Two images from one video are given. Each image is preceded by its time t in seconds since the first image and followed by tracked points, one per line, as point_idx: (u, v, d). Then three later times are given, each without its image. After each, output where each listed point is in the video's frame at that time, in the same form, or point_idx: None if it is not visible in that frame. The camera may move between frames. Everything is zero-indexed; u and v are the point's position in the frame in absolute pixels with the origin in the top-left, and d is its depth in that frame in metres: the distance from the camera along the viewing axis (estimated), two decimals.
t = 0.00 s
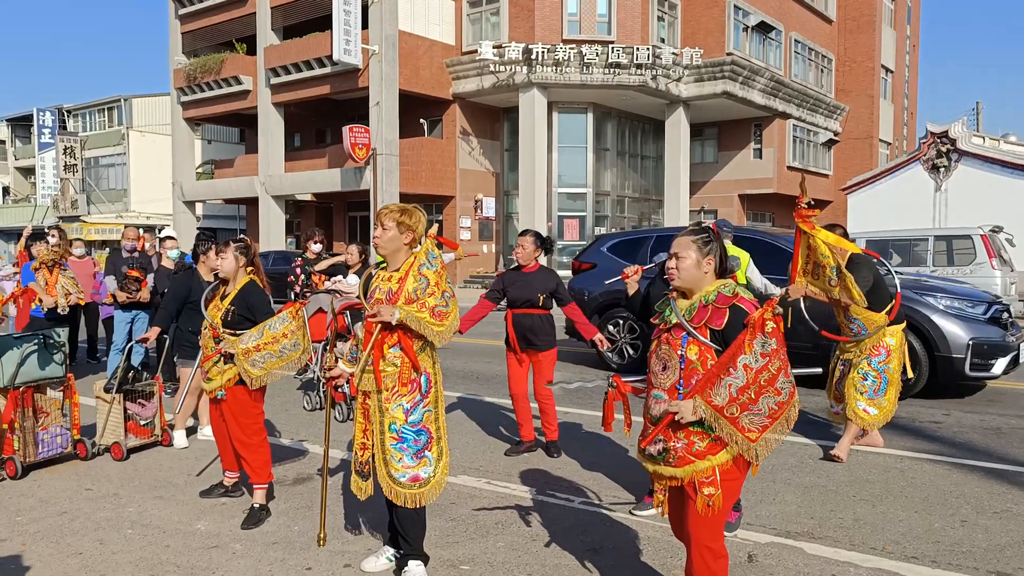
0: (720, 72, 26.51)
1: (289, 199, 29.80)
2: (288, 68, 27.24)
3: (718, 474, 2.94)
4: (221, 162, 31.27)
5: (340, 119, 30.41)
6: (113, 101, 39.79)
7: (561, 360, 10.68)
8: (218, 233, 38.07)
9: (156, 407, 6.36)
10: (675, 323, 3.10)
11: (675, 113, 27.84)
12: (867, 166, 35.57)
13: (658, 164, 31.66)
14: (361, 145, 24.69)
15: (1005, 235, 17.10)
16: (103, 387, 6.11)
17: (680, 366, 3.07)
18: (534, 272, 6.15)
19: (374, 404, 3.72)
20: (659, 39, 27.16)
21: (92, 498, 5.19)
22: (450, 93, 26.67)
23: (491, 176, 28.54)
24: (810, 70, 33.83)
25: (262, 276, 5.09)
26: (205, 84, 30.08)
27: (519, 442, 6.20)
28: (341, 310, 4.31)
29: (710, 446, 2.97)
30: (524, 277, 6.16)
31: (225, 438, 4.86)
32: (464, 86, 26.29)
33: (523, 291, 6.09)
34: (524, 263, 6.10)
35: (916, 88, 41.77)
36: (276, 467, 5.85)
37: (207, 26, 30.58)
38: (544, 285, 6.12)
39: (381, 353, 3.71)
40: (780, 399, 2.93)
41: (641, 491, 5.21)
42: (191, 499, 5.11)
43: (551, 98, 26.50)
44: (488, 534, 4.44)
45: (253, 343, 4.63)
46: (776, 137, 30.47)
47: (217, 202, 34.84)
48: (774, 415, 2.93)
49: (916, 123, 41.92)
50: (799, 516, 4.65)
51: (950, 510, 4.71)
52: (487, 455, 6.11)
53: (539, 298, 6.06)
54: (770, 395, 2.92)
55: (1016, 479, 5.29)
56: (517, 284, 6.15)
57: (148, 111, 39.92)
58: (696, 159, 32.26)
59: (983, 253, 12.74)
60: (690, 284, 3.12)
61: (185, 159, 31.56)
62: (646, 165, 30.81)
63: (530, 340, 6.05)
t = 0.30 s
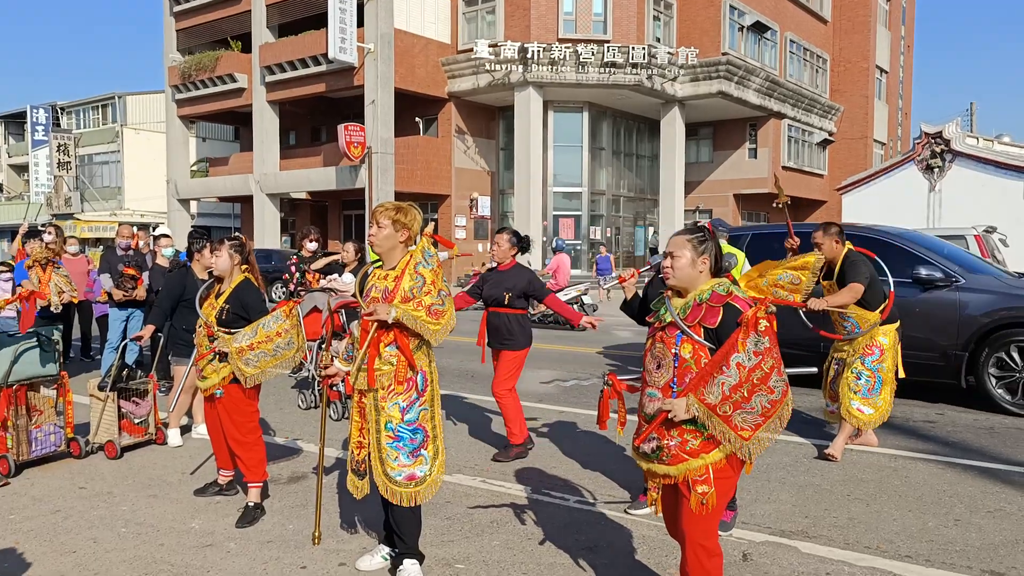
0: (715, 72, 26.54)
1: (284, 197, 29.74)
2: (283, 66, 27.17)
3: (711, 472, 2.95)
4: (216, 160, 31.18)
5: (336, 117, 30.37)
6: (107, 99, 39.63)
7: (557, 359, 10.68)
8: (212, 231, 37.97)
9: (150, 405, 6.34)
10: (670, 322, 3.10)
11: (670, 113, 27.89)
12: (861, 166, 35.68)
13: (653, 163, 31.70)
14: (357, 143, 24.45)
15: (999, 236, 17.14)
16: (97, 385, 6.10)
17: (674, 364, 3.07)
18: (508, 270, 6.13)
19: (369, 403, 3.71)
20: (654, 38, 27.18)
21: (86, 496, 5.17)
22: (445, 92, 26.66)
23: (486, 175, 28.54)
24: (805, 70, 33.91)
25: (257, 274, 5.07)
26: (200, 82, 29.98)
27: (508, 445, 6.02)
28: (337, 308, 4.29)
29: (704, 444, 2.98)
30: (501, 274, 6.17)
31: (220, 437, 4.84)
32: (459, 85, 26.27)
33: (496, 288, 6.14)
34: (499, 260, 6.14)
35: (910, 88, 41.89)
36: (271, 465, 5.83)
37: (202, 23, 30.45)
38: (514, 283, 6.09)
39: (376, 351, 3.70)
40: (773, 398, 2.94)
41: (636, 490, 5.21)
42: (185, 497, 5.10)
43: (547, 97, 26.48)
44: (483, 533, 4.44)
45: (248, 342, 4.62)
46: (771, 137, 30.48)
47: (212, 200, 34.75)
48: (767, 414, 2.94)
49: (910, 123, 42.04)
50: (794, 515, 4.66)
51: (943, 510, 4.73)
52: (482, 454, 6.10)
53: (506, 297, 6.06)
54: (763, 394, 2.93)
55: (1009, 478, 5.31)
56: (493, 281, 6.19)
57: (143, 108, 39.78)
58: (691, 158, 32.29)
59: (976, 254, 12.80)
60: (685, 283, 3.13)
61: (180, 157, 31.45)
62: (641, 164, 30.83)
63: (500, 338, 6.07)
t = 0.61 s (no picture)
0: (715, 70, 26.50)
1: (284, 196, 29.74)
2: (283, 66, 27.15)
3: (710, 470, 2.95)
4: (216, 159, 31.18)
5: (335, 117, 30.37)
6: (106, 98, 39.60)
7: (557, 358, 10.69)
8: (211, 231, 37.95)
9: (150, 404, 6.35)
10: (670, 319, 3.10)
11: (670, 112, 27.90)
12: (861, 165, 35.70)
13: (653, 163, 31.69)
14: (356, 142, 24.50)
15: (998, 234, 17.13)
16: (97, 384, 6.12)
17: (674, 362, 3.07)
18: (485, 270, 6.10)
19: (370, 402, 3.71)
20: (654, 37, 27.18)
21: (86, 495, 5.17)
22: (445, 91, 26.66)
23: (486, 174, 28.53)
24: (805, 69, 33.91)
25: (256, 273, 5.07)
26: (200, 81, 29.96)
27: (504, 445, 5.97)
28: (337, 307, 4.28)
29: (703, 442, 2.98)
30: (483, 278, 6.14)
31: (220, 435, 4.84)
32: (459, 84, 26.27)
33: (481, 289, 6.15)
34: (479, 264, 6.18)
35: (910, 88, 41.89)
36: (271, 464, 5.83)
37: (202, 23, 30.43)
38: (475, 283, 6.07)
39: (377, 351, 3.70)
40: (773, 395, 2.94)
41: (637, 489, 5.21)
42: (186, 497, 5.10)
43: (547, 96, 26.46)
44: (483, 532, 4.44)
45: (248, 342, 4.63)
46: (771, 136, 30.47)
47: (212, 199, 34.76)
48: (766, 410, 2.93)
49: (910, 122, 42.05)
50: (794, 514, 4.66)
51: (944, 508, 4.73)
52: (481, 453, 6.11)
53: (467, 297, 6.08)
54: (762, 391, 2.93)
55: (1009, 476, 5.31)
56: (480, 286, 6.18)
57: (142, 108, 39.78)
58: (691, 158, 32.28)
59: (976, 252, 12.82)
60: (685, 282, 3.13)
61: (179, 157, 31.42)
62: (641, 163, 30.83)
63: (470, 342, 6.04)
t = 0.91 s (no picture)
0: (711, 68, 26.50)
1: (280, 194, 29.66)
2: (279, 63, 27.10)
3: (705, 467, 2.95)
4: (211, 156, 31.11)
5: (332, 114, 30.33)
6: (101, 95, 39.46)
7: (553, 355, 10.69)
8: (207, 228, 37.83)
9: (146, 402, 6.33)
10: (665, 316, 3.11)
11: (666, 109, 27.90)
12: (857, 163, 35.78)
13: (649, 160, 31.69)
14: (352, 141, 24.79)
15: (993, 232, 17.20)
16: (93, 382, 6.10)
17: (669, 359, 3.07)
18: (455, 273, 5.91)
19: (366, 400, 3.71)
20: (651, 35, 27.16)
21: (82, 493, 5.16)
22: (441, 89, 26.62)
23: (482, 172, 28.50)
24: (801, 67, 33.95)
25: (252, 270, 5.06)
26: (195, 78, 29.87)
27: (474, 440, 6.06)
28: (333, 304, 4.27)
29: (698, 439, 2.98)
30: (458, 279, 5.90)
31: (216, 433, 4.83)
32: (455, 82, 26.24)
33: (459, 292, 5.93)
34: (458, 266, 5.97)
35: (906, 86, 41.97)
36: (268, 462, 5.83)
37: (197, 19, 30.34)
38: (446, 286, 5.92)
39: (373, 349, 3.70)
40: (768, 391, 2.94)
41: (633, 486, 5.23)
42: (182, 494, 5.09)
43: (543, 93, 26.46)
44: (479, 529, 4.44)
45: (243, 339, 4.62)
46: (767, 134, 30.53)
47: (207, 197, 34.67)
48: (761, 408, 2.94)
49: (905, 120, 42.14)
50: (790, 511, 4.67)
51: (939, 505, 4.75)
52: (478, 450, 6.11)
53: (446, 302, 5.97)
54: (757, 388, 2.93)
55: (1003, 474, 5.34)
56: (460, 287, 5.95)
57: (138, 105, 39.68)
58: (687, 156, 32.30)
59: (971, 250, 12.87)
60: (681, 279, 3.13)
61: (175, 154, 31.33)
62: (637, 161, 30.83)
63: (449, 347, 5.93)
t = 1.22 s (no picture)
0: (702, 65, 26.54)
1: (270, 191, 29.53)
2: (269, 59, 26.98)
3: (696, 463, 2.96)
4: (201, 153, 30.95)
5: (322, 111, 30.21)
6: (90, 91, 39.22)
7: (544, 352, 10.70)
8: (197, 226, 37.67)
9: (135, 400, 6.29)
10: (657, 312, 3.11)
11: (657, 106, 27.91)
12: (846, 160, 35.94)
13: (641, 157, 31.73)
14: (344, 137, 24.39)
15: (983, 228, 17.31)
16: (81, 379, 6.06)
17: (661, 354, 3.07)
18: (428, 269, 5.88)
19: (356, 397, 3.70)
20: (642, 32, 27.16)
21: (70, 492, 5.13)
22: (432, 85, 26.56)
23: (474, 169, 28.48)
24: (792, 64, 34.06)
25: (241, 267, 5.03)
26: (185, 75, 29.70)
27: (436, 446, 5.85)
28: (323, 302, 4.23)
29: (689, 434, 2.99)
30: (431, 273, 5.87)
31: (205, 431, 4.81)
32: (446, 79, 26.19)
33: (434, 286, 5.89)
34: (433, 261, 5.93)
35: (895, 83, 42.14)
36: (258, 460, 5.80)
37: (186, 16, 30.19)
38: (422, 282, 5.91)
39: (363, 346, 3.68)
40: (759, 387, 2.95)
41: (624, 482, 5.23)
42: (171, 492, 5.07)
43: (534, 90, 26.44)
44: (470, 526, 4.43)
45: (232, 335, 4.59)
46: (757, 131, 30.63)
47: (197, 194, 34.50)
48: (752, 403, 2.94)
49: (895, 117, 42.32)
50: (780, 506, 4.69)
51: (927, 499, 4.78)
52: (469, 447, 6.11)
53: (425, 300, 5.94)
54: (748, 383, 2.94)
55: (991, 468, 5.37)
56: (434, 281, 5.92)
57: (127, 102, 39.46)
58: (678, 152, 32.35)
59: (960, 247, 12.95)
60: (673, 275, 3.13)
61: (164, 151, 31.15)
62: (628, 158, 30.88)
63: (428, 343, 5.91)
